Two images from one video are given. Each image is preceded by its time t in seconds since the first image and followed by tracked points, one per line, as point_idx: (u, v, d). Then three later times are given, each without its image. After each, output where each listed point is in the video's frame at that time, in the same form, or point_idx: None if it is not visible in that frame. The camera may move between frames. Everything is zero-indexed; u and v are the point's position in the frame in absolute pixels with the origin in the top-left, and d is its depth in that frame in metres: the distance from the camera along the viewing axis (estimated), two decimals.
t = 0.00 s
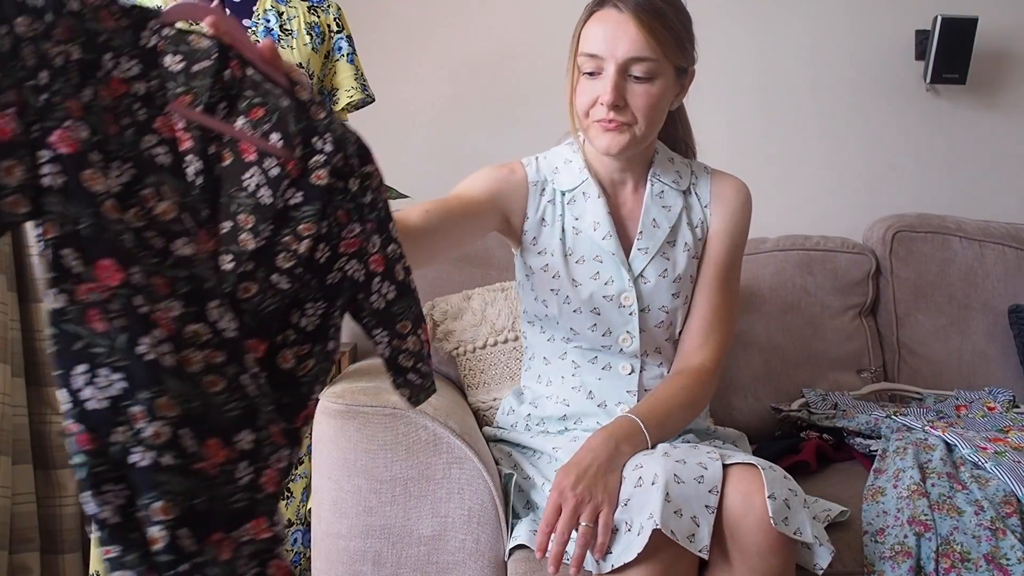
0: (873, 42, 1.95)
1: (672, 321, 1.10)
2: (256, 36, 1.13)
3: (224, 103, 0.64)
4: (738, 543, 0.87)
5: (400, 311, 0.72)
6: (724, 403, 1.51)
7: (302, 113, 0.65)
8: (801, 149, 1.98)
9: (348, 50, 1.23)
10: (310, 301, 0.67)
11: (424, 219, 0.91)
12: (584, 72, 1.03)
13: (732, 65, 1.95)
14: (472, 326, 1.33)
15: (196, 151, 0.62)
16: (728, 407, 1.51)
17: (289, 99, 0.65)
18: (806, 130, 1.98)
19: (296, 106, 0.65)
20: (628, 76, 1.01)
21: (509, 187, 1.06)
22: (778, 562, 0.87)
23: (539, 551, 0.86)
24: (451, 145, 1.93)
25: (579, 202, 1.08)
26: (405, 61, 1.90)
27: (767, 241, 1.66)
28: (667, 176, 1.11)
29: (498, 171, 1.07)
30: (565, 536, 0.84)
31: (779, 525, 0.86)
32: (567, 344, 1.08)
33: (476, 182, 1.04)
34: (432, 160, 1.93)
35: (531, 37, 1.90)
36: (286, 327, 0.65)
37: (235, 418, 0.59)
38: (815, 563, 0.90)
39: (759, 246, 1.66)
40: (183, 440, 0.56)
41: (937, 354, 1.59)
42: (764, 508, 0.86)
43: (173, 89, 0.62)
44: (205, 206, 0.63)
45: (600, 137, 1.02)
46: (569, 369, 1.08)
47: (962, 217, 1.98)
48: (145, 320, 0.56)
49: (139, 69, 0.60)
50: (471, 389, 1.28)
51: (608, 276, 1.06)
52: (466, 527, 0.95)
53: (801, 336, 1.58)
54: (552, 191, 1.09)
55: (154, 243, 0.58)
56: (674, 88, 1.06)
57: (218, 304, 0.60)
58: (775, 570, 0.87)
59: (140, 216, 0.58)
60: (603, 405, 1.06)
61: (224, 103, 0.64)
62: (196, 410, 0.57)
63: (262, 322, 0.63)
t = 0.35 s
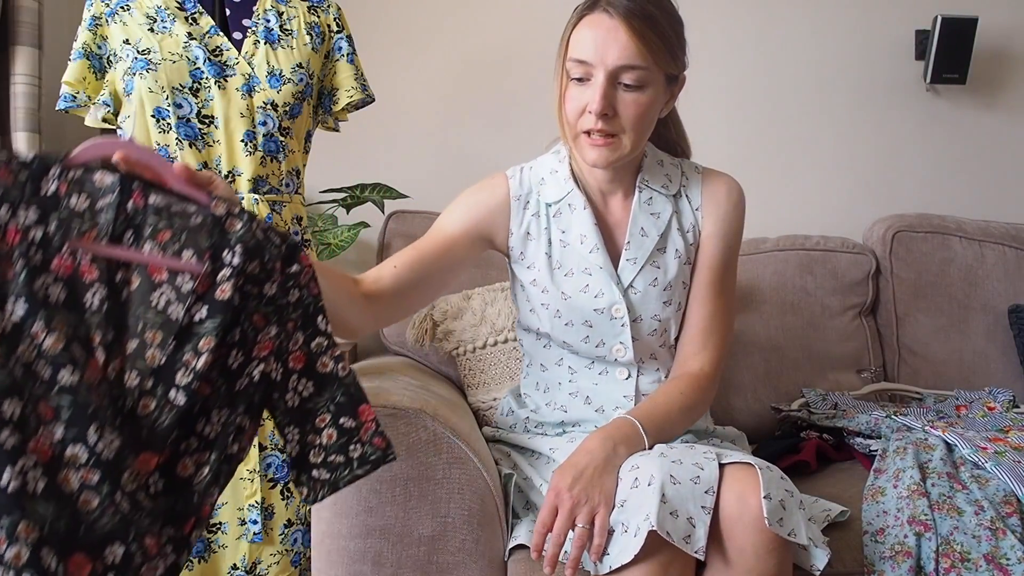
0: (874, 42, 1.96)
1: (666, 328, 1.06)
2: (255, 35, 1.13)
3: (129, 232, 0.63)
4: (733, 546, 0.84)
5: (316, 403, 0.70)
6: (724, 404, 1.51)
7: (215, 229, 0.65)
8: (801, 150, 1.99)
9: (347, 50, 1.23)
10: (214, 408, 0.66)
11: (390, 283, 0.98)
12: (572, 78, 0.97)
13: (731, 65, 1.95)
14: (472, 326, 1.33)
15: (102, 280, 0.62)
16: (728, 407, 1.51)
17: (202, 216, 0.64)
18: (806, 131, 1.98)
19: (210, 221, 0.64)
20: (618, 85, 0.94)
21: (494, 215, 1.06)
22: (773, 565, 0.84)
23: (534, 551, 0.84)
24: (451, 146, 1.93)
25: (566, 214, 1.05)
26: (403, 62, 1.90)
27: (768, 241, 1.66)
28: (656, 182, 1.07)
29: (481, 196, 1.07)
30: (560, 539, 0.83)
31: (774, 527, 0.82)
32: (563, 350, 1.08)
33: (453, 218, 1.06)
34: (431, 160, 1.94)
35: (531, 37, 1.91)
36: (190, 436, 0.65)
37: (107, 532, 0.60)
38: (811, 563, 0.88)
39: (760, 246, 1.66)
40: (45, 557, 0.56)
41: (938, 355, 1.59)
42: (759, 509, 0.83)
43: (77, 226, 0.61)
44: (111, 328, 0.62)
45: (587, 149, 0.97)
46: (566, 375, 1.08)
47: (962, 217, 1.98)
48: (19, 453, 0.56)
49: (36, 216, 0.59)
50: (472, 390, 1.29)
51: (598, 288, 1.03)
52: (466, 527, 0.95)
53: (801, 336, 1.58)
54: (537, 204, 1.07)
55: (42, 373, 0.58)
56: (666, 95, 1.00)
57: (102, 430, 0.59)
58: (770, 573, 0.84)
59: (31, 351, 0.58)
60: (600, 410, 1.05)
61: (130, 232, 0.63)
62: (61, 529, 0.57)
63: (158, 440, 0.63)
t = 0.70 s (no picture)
0: (873, 43, 1.96)
1: (661, 333, 1.04)
2: (255, 35, 1.13)
3: (75, 331, 0.72)
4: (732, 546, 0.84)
5: (262, 472, 0.77)
6: (723, 404, 1.51)
7: (162, 319, 0.73)
8: (801, 150, 1.99)
9: (347, 50, 1.23)
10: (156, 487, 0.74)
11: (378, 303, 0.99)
12: (562, 83, 0.94)
13: (731, 65, 1.95)
14: (471, 326, 1.33)
15: (49, 375, 0.71)
16: (727, 407, 1.51)
17: (149, 309, 0.73)
18: (805, 130, 1.98)
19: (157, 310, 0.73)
20: (609, 90, 0.92)
21: (483, 227, 1.05)
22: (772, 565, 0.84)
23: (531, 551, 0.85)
24: (451, 147, 1.93)
25: (556, 223, 1.04)
26: (403, 63, 1.90)
27: (768, 241, 1.66)
28: (645, 187, 1.05)
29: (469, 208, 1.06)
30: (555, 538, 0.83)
31: (775, 529, 0.82)
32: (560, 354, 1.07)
33: (439, 232, 1.05)
34: (431, 160, 1.93)
35: (531, 37, 1.91)
36: (131, 513, 0.73)
37: None
38: (812, 563, 0.88)
39: (760, 245, 1.66)
40: None
41: (938, 355, 1.59)
42: (759, 510, 0.83)
43: (26, 330, 0.71)
44: (54, 424, 0.71)
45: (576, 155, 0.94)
46: (563, 379, 1.07)
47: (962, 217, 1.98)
48: None
49: None
50: (472, 390, 1.29)
51: (590, 298, 1.01)
52: (466, 527, 0.94)
53: (801, 336, 1.58)
54: (527, 213, 1.05)
55: None
56: (655, 103, 0.98)
57: (35, 530, 0.69)
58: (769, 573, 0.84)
59: None
60: (599, 413, 1.05)
61: (77, 332, 0.72)
62: None
63: (91, 527, 0.71)
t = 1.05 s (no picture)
0: (873, 42, 1.96)
1: (657, 342, 1.04)
2: (255, 35, 1.13)
3: (58, 451, 0.55)
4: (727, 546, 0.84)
5: None
6: (723, 404, 1.51)
7: (155, 429, 0.58)
8: (801, 150, 1.98)
9: (347, 50, 1.23)
10: None
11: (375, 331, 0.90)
12: (542, 89, 0.93)
13: (731, 64, 1.95)
14: (471, 326, 1.35)
15: (27, 503, 0.53)
16: (728, 407, 1.51)
17: (139, 417, 0.58)
18: (806, 131, 1.98)
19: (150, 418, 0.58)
20: (591, 97, 0.90)
21: (466, 241, 1.01)
22: (765, 567, 0.83)
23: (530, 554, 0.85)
24: (450, 147, 1.93)
25: (544, 239, 1.02)
26: (403, 62, 1.90)
27: (768, 241, 1.67)
28: (634, 197, 1.04)
29: (451, 225, 1.02)
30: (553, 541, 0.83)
31: (766, 532, 0.82)
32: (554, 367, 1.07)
33: (425, 251, 0.99)
34: (431, 160, 1.93)
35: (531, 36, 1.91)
36: None
37: None
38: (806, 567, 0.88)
39: (760, 245, 1.66)
40: None
41: (938, 355, 1.59)
42: (752, 512, 0.83)
43: None
44: (32, 556, 0.53)
45: (558, 163, 0.92)
46: (558, 391, 1.07)
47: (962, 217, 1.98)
48: None
49: None
50: (471, 390, 1.27)
51: (583, 315, 1.00)
52: (466, 527, 0.95)
53: (802, 336, 1.57)
54: (514, 230, 1.03)
55: None
56: (639, 109, 0.96)
57: None
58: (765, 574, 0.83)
59: None
60: (598, 421, 1.05)
61: (59, 454, 0.55)
62: None
63: None
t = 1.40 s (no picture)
0: (873, 42, 1.96)
1: (655, 351, 1.04)
2: (255, 35, 1.13)
3: None
4: (723, 547, 0.84)
5: None
6: (724, 404, 1.51)
7: (107, 536, 0.49)
8: (801, 150, 1.98)
9: (347, 50, 1.23)
10: None
11: (366, 364, 0.87)
12: (524, 104, 0.91)
13: (731, 64, 1.95)
14: (471, 325, 1.35)
15: None
16: (728, 407, 1.51)
17: (90, 523, 0.49)
18: (806, 131, 1.98)
19: (98, 524, 0.49)
20: (574, 111, 0.89)
21: (456, 258, 0.99)
22: (759, 568, 0.83)
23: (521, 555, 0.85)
24: (451, 147, 1.93)
25: (535, 255, 1.01)
26: (404, 62, 1.90)
27: (768, 241, 1.67)
28: (627, 207, 1.03)
29: (440, 241, 0.99)
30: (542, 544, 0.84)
31: (758, 535, 0.82)
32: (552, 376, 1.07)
33: (413, 273, 0.96)
34: (431, 159, 1.93)
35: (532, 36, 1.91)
36: None
37: None
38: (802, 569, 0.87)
39: (760, 245, 1.66)
40: None
41: (938, 355, 1.59)
42: (746, 514, 0.83)
43: None
44: None
45: (545, 178, 0.91)
46: (556, 400, 1.08)
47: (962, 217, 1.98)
48: None
49: None
50: (472, 389, 1.28)
51: (578, 330, 0.99)
52: (466, 527, 0.94)
53: (802, 337, 1.57)
54: (506, 246, 1.02)
55: None
56: (625, 119, 0.94)
57: None
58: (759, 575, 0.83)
59: None
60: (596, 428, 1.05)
61: None
62: None
63: None
